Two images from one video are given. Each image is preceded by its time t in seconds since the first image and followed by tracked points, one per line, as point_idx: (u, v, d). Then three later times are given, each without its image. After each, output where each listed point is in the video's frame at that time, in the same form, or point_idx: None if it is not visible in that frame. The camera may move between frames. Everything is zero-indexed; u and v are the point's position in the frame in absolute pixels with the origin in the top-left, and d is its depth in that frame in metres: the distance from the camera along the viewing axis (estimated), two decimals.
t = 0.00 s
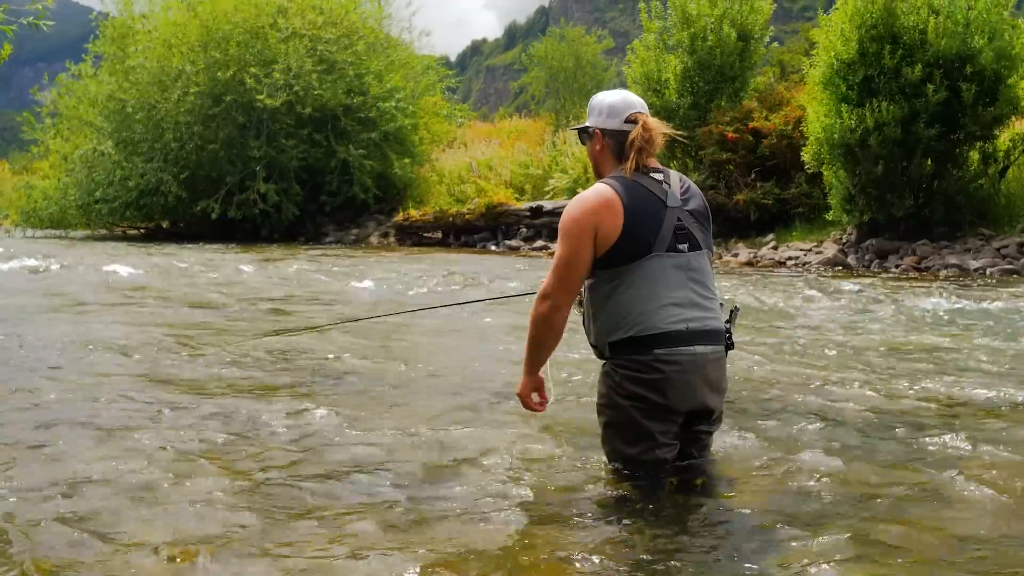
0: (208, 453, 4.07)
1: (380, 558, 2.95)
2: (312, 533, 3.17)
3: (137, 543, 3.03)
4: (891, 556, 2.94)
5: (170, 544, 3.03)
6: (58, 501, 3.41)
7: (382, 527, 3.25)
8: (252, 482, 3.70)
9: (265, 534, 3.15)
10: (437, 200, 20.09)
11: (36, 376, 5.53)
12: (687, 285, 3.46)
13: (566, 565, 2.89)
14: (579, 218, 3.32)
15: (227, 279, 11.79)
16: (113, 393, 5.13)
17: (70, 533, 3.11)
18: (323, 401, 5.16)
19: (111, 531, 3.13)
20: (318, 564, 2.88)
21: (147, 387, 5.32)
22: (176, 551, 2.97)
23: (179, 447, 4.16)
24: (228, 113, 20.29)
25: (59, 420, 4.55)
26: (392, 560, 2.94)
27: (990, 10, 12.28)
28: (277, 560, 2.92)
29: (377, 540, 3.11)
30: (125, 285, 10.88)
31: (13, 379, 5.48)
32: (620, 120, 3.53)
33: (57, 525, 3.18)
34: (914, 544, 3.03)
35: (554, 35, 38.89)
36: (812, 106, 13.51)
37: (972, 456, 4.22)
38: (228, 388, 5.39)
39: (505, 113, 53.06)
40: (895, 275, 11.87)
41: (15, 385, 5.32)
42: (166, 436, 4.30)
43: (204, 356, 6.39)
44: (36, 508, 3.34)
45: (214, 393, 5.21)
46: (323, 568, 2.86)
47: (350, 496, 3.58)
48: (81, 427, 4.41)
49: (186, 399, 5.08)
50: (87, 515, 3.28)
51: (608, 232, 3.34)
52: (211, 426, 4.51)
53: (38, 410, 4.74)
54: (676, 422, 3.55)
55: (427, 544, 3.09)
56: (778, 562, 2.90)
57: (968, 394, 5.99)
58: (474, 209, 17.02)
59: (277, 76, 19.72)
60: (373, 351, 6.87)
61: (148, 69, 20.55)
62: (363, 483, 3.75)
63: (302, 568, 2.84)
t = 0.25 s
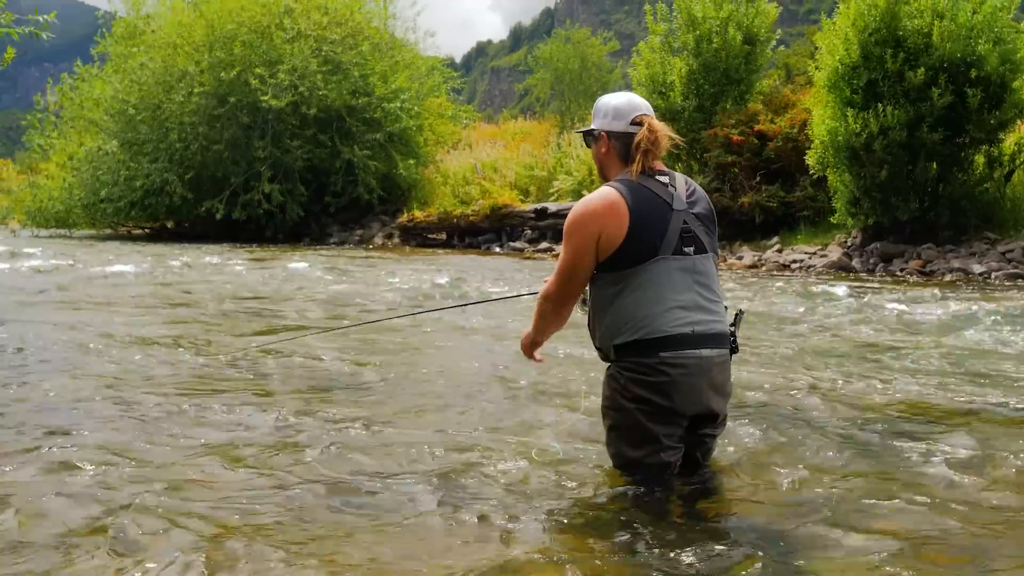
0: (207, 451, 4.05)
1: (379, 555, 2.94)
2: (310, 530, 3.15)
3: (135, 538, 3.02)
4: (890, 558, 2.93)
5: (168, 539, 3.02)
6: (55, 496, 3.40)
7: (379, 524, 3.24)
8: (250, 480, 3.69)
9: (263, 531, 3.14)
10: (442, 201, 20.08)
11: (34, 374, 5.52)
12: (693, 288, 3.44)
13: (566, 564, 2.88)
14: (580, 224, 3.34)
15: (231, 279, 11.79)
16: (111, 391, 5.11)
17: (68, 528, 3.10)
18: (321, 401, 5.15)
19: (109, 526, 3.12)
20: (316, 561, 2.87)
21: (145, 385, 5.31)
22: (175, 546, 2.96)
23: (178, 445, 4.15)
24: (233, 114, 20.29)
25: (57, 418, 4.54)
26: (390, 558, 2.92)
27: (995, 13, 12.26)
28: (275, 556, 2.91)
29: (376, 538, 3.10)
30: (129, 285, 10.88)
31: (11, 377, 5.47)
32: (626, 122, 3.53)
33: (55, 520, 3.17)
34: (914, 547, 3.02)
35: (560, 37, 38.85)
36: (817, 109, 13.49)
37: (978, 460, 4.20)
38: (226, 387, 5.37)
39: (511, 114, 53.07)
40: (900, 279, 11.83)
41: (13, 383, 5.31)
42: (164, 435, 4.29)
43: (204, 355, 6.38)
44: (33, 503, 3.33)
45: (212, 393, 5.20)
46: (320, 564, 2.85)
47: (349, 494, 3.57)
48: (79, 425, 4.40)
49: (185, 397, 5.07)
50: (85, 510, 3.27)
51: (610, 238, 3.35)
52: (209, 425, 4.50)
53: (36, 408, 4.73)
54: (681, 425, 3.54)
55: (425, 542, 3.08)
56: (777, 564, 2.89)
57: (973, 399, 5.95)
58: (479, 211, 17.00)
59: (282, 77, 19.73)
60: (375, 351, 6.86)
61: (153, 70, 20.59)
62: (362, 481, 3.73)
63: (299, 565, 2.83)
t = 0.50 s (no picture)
0: (218, 453, 4.07)
1: (392, 561, 2.95)
2: (322, 535, 3.17)
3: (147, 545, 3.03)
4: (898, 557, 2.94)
5: (181, 546, 3.03)
6: (69, 501, 3.41)
7: (391, 529, 3.25)
8: (262, 483, 3.70)
9: (276, 536, 3.15)
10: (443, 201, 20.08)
11: (42, 375, 5.53)
12: (695, 289, 3.45)
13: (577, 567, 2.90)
14: (580, 223, 3.37)
15: (237, 279, 11.79)
16: (120, 392, 5.12)
17: (82, 534, 3.12)
18: (330, 401, 5.16)
19: (123, 532, 3.13)
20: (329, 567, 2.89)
21: (154, 387, 5.31)
22: (189, 552, 2.97)
23: (189, 447, 4.16)
24: (234, 113, 20.28)
25: (67, 419, 4.55)
26: (403, 564, 2.94)
27: (995, 13, 12.28)
28: (289, 563, 2.92)
29: (389, 542, 3.11)
30: (135, 284, 10.89)
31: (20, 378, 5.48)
32: (628, 122, 3.54)
33: (69, 526, 3.18)
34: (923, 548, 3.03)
35: (563, 36, 38.84)
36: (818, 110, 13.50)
37: (988, 460, 4.21)
38: (235, 388, 5.38)
39: (514, 115, 53.09)
40: (901, 279, 11.85)
41: (22, 384, 5.32)
42: (175, 437, 4.30)
43: (212, 356, 6.39)
44: (46, 508, 3.34)
45: (221, 393, 5.21)
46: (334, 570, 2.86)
47: (361, 498, 3.58)
48: (90, 427, 4.41)
49: (194, 399, 5.07)
50: (98, 516, 3.28)
51: (609, 238, 3.37)
52: (220, 426, 4.50)
53: (45, 409, 4.74)
54: (682, 425, 3.54)
55: (437, 546, 3.09)
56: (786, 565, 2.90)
57: (981, 399, 5.96)
58: (481, 210, 17.01)
59: (284, 76, 19.73)
60: (382, 351, 6.87)
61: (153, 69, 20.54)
62: (374, 483, 3.75)
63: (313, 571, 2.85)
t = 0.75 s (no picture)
0: (202, 450, 4.06)
1: (374, 554, 2.95)
2: (306, 529, 3.17)
3: (130, 538, 3.02)
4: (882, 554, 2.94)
5: (164, 539, 3.02)
6: (51, 495, 3.41)
7: (374, 523, 3.25)
8: (246, 480, 3.70)
9: (259, 529, 3.15)
10: (443, 201, 20.09)
11: (30, 372, 5.53)
12: (695, 289, 3.45)
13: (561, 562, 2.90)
14: (579, 222, 3.36)
15: (232, 279, 11.79)
16: (107, 390, 5.12)
17: (64, 527, 3.11)
18: (317, 399, 5.15)
19: (104, 525, 3.13)
20: (311, 561, 2.88)
21: (141, 384, 5.31)
22: (171, 545, 2.97)
23: (174, 443, 4.16)
24: (235, 113, 20.30)
25: (52, 416, 4.55)
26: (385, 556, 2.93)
27: (994, 13, 12.27)
28: (271, 556, 2.92)
29: (372, 536, 3.11)
30: (130, 285, 10.88)
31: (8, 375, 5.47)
32: (627, 122, 3.53)
33: (50, 519, 3.18)
34: (907, 545, 3.03)
35: (562, 37, 38.88)
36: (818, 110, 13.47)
37: (974, 460, 4.21)
38: (223, 386, 5.38)
39: (515, 116, 53.12)
40: (900, 279, 11.84)
41: (10, 381, 5.31)
42: (159, 434, 4.29)
43: (202, 354, 6.40)
44: (27, 502, 3.34)
45: (208, 391, 5.21)
46: (315, 564, 2.85)
47: (344, 494, 3.58)
48: (75, 423, 4.40)
49: (180, 396, 5.07)
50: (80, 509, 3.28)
51: (609, 238, 3.36)
52: (205, 424, 4.50)
53: (31, 406, 4.73)
54: (681, 425, 3.54)
55: (420, 541, 3.09)
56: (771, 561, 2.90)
57: (972, 399, 5.96)
58: (480, 211, 17.00)
59: (284, 76, 19.75)
60: (374, 350, 6.87)
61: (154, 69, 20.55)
62: (359, 480, 3.75)
63: (294, 564, 2.84)
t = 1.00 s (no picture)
0: (203, 451, 4.08)
1: (374, 553, 2.97)
2: (307, 529, 3.18)
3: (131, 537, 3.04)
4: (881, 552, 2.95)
5: (165, 538, 3.03)
6: (52, 497, 3.42)
7: (375, 523, 3.26)
8: (247, 480, 3.71)
9: (260, 529, 3.16)
10: (445, 200, 20.12)
11: (32, 374, 5.54)
12: (696, 287, 3.45)
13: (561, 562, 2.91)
14: (586, 221, 3.32)
15: (235, 279, 11.82)
16: (109, 391, 5.14)
17: (65, 527, 3.12)
18: (318, 399, 5.16)
19: (105, 526, 3.14)
20: (310, 560, 2.89)
21: (143, 385, 5.32)
22: (171, 545, 2.98)
23: (175, 444, 4.17)
24: (237, 112, 20.31)
25: (53, 417, 4.56)
26: (385, 556, 2.94)
27: (996, 9, 12.27)
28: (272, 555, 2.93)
29: (372, 536, 3.12)
30: (132, 285, 10.90)
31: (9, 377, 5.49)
32: (629, 121, 3.53)
33: (51, 519, 3.19)
34: (906, 543, 3.04)
35: (563, 35, 38.88)
36: (819, 108, 13.48)
37: (975, 457, 4.21)
38: (223, 387, 5.39)
39: (516, 114, 53.20)
40: (902, 277, 11.84)
41: (11, 382, 5.33)
42: (160, 435, 4.31)
43: (204, 355, 6.41)
44: (29, 503, 3.35)
45: (210, 392, 5.22)
46: (315, 563, 2.86)
47: (346, 494, 3.59)
48: (77, 425, 4.42)
49: (182, 397, 5.08)
50: (81, 511, 3.29)
51: (616, 235, 3.33)
52: (206, 425, 4.51)
53: (32, 408, 4.75)
54: (683, 423, 3.55)
55: (425, 541, 3.10)
56: (772, 561, 2.91)
57: (974, 396, 5.97)
58: (482, 210, 17.02)
59: (285, 75, 19.77)
60: (376, 350, 6.88)
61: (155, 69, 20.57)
62: (359, 481, 3.76)
63: (294, 563, 2.85)
